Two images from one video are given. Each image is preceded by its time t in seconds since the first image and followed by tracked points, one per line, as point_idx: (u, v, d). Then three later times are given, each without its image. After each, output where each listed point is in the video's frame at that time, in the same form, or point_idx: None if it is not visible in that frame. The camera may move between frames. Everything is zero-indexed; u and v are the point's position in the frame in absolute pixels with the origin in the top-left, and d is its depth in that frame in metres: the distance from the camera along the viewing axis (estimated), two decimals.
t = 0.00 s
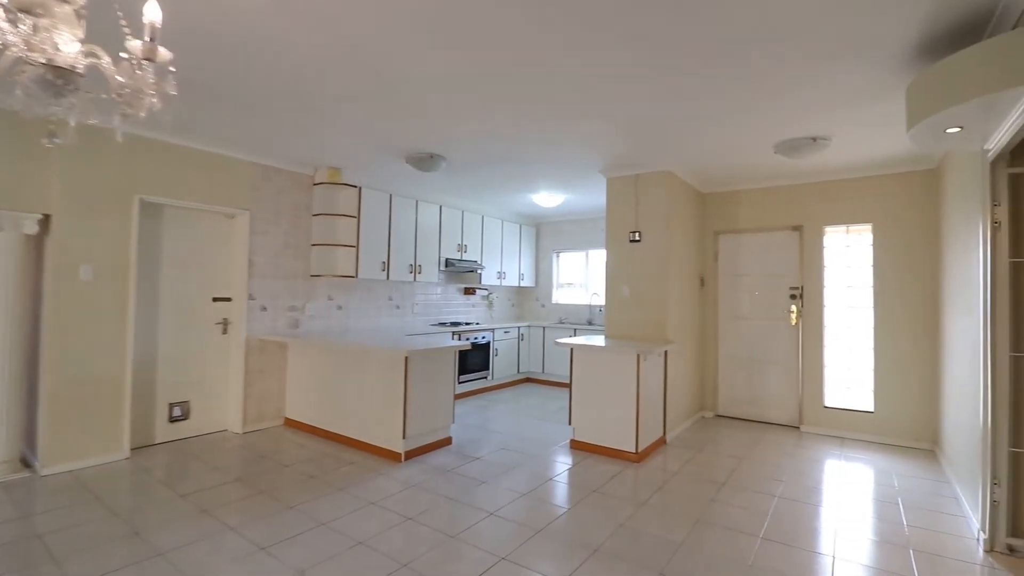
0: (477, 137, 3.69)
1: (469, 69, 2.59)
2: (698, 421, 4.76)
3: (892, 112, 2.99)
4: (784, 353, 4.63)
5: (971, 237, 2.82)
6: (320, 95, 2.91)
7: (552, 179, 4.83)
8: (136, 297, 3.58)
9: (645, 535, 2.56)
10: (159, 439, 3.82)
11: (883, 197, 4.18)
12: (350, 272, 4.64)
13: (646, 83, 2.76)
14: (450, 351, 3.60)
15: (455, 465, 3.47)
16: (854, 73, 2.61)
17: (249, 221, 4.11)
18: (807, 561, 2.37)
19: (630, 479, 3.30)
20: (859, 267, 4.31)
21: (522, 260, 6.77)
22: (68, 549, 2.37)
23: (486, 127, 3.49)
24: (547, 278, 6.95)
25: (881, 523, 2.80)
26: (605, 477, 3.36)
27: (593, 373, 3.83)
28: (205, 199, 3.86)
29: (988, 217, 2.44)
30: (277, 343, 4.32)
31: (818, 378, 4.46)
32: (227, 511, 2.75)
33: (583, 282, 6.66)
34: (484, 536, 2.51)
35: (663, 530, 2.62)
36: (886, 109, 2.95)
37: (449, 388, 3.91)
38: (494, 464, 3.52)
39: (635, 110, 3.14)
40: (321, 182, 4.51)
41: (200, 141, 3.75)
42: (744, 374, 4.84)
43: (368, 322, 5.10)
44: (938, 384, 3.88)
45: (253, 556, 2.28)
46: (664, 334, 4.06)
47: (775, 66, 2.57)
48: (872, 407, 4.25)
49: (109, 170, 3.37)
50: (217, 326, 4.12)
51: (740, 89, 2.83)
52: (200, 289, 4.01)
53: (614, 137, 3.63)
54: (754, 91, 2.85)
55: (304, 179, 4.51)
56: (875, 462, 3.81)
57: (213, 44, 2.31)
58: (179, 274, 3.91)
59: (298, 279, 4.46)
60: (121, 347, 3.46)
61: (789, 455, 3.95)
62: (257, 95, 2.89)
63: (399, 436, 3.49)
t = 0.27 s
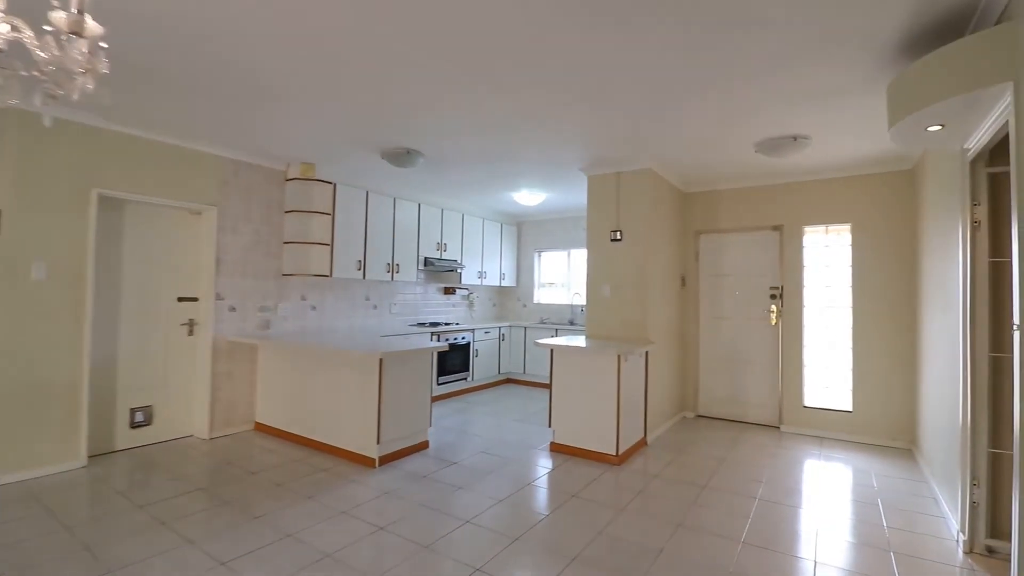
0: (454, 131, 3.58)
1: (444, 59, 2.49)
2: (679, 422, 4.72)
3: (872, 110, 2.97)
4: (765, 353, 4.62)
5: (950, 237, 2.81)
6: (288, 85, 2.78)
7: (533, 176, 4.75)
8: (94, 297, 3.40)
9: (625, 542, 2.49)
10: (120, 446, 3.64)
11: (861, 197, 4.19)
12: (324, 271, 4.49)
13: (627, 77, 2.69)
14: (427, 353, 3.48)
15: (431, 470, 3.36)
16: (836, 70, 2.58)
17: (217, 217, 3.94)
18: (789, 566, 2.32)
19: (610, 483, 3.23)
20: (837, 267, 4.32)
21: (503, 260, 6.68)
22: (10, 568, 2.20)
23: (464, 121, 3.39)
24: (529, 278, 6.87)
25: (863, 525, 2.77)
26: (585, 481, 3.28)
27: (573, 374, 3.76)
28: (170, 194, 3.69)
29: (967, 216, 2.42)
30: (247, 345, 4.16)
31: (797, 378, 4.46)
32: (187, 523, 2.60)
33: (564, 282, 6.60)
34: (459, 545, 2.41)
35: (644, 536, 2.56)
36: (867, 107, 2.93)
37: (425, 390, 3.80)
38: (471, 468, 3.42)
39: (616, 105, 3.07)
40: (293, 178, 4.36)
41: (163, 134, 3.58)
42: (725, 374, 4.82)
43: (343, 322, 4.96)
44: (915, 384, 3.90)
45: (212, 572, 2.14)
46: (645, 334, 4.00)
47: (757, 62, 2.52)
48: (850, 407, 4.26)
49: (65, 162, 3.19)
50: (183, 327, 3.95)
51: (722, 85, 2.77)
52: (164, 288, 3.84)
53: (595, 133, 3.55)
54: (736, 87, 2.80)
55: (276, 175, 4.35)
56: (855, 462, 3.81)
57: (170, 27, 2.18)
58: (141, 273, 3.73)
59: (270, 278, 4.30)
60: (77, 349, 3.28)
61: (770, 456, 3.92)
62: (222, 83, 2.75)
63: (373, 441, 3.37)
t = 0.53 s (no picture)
0: (428, 125, 3.46)
1: (415, 48, 2.37)
2: (658, 423, 4.68)
3: (850, 108, 2.94)
4: (742, 353, 4.60)
5: (925, 236, 2.81)
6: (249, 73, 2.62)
7: (510, 174, 4.64)
8: (39, 298, 3.17)
9: (602, 551, 2.40)
10: (70, 455, 3.42)
11: (838, 197, 4.19)
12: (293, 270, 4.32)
13: (605, 71, 2.61)
14: (398, 355, 3.35)
15: (403, 477, 3.23)
16: (816, 68, 2.53)
17: (177, 213, 3.74)
18: (768, 573, 2.27)
19: (588, 488, 3.15)
20: (813, 267, 4.32)
21: (481, 258, 6.56)
22: None
23: (437, 115, 3.27)
24: (507, 277, 6.77)
25: (841, 528, 2.74)
26: (562, 486, 3.20)
27: (550, 376, 3.66)
28: (125, 188, 3.48)
29: (945, 216, 2.40)
30: (209, 348, 3.97)
31: (774, 378, 4.45)
32: (137, 540, 2.43)
33: (543, 281, 6.52)
34: (428, 559, 2.29)
35: (621, 544, 2.48)
36: (845, 105, 2.90)
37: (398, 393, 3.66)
38: (445, 475, 3.31)
39: (594, 100, 2.99)
40: (259, 172, 4.17)
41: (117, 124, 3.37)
42: (702, 374, 4.79)
43: (313, 323, 4.78)
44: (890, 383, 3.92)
45: None
46: (623, 334, 3.93)
47: (737, 58, 2.46)
48: (826, 406, 4.27)
49: (5, 153, 2.96)
50: (140, 329, 3.75)
51: (701, 81, 2.71)
52: (118, 288, 3.63)
53: (572, 129, 3.47)
54: (716, 83, 2.74)
55: (241, 169, 4.16)
56: (830, 461, 3.80)
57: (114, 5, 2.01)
58: (93, 272, 3.51)
59: (234, 278, 4.11)
60: (20, 353, 3.05)
61: (747, 456, 3.90)
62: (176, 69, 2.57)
63: (342, 448, 3.22)
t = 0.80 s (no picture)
0: (400, 117, 3.32)
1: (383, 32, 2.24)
2: (636, 423, 4.62)
3: (829, 104, 2.91)
4: (720, 352, 4.58)
5: (902, 233, 2.79)
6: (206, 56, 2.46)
7: (488, 169, 4.53)
8: None
9: (578, 558, 2.31)
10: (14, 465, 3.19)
11: (815, 196, 4.19)
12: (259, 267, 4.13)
13: (583, 61, 2.52)
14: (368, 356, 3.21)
15: (373, 483, 3.09)
16: (797, 61, 2.48)
17: (133, 207, 3.53)
18: None
19: (564, 491, 3.06)
20: (790, 265, 4.31)
21: (458, 257, 6.43)
22: None
23: (410, 106, 3.14)
24: (485, 276, 6.65)
25: (821, 530, 2.68)
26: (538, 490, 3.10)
27: (527, 377, 3.56)
28: (75, 179, 3.26)
29: (923, 213, 2.38)
30: (169, 349, 3.77)
31: (752, 377, 4.43)
32: (80, 557, 2.25)
33: (521, 280, 6.42)
34: (395, 571, 2.17)
35: (598, 550, 2.39)
36: (824, 101, 2.87)
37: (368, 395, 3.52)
38: (417, 479, 3.18)
39: (572, 92, 2.90)
40: (223, 165, 3.97)
41: (65, 111, 3.15)
42: (681, 373, 4.76)
43: (282, 323, 4.59)
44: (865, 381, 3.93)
45: None
46: (601, 333, 3.86)
47: (718, 50, 2.40)
48: (803, 405, 4.27)
49: None
50: (92, 329, 3.53)
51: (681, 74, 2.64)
52: (68, 285, 3.41)
53: (550, 122, 3.37)
54: (696, 77, 2.67)
55: (204, 161, 3.96)
56: (807, 460, 3.79)
57: None
58: (40, 268, 3.29)
59: (196, 275, 3.91)
60: None
61: (725, 456, 3.86)
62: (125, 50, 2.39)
63: (308, 453, 3.07)
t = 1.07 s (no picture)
0: (371, 109, 3.18)
1: (348, 16, 2.10)
2: (617, 424, 4.54)
3: (812, 100, 2.85)
4: (701, 352, 4.52)
5: (884, 230, 2.75)
6: (157, 39, 2.29)
7: (466, 165, 4.40)
8: None
9: (555, 571, 2.20)
10: None
11: (796, 194, 4.16)
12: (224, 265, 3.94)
13: (561, 51, 2.42)
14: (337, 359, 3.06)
15: (342, 492, 2.94)
16: (781, 55, 2.41)
17: (85, 201, 3.32)
18: None
19: (543, 498, 2.95)
20: (770, 264, 4.27)
21: (437, 255, 6.27)
22: None
23: (381, 97, 3.00)
24: (464, 275, 6.52)
25: (804, 534, 2.62)
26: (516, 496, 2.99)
27: (505, 379, 3.44)
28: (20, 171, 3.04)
29: (907, 210, 2.33)
30: (126, 352, 3.56)
31: (733, 377, 4.39)
32: None
33: (501, 279, 6.30)
34: None
35: (576, 561, 2.29)
36: (807, 96, 2.81)
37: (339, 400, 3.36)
38: (389, 488, 3.04)
39: (550, 84, 2.79)
40: (186, 158, 3.77)
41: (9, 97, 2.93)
42: (662, 374, 4.69)
43: (250, 324, 4.40)
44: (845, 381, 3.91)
45: None
46: (581, 334, 3.76)
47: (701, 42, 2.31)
48: (783, 405, 4.24)
49: None
50: (41, 331, 3.31)
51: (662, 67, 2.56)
52: (13, 284, 3.18)
53: (528, 116, 3.26)
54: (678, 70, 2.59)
55: (164, 154, 3.76)
56: (788, 462, 3.75)
57: None
58: None
59: (155, 273, 3.70)
60: None
61: (706, 458, 3.80)
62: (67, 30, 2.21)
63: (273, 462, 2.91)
